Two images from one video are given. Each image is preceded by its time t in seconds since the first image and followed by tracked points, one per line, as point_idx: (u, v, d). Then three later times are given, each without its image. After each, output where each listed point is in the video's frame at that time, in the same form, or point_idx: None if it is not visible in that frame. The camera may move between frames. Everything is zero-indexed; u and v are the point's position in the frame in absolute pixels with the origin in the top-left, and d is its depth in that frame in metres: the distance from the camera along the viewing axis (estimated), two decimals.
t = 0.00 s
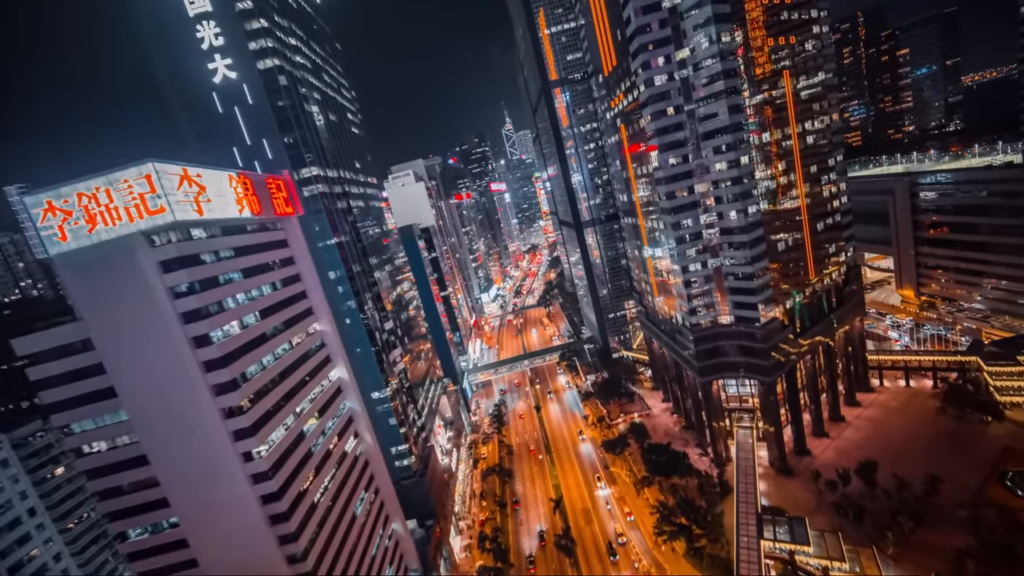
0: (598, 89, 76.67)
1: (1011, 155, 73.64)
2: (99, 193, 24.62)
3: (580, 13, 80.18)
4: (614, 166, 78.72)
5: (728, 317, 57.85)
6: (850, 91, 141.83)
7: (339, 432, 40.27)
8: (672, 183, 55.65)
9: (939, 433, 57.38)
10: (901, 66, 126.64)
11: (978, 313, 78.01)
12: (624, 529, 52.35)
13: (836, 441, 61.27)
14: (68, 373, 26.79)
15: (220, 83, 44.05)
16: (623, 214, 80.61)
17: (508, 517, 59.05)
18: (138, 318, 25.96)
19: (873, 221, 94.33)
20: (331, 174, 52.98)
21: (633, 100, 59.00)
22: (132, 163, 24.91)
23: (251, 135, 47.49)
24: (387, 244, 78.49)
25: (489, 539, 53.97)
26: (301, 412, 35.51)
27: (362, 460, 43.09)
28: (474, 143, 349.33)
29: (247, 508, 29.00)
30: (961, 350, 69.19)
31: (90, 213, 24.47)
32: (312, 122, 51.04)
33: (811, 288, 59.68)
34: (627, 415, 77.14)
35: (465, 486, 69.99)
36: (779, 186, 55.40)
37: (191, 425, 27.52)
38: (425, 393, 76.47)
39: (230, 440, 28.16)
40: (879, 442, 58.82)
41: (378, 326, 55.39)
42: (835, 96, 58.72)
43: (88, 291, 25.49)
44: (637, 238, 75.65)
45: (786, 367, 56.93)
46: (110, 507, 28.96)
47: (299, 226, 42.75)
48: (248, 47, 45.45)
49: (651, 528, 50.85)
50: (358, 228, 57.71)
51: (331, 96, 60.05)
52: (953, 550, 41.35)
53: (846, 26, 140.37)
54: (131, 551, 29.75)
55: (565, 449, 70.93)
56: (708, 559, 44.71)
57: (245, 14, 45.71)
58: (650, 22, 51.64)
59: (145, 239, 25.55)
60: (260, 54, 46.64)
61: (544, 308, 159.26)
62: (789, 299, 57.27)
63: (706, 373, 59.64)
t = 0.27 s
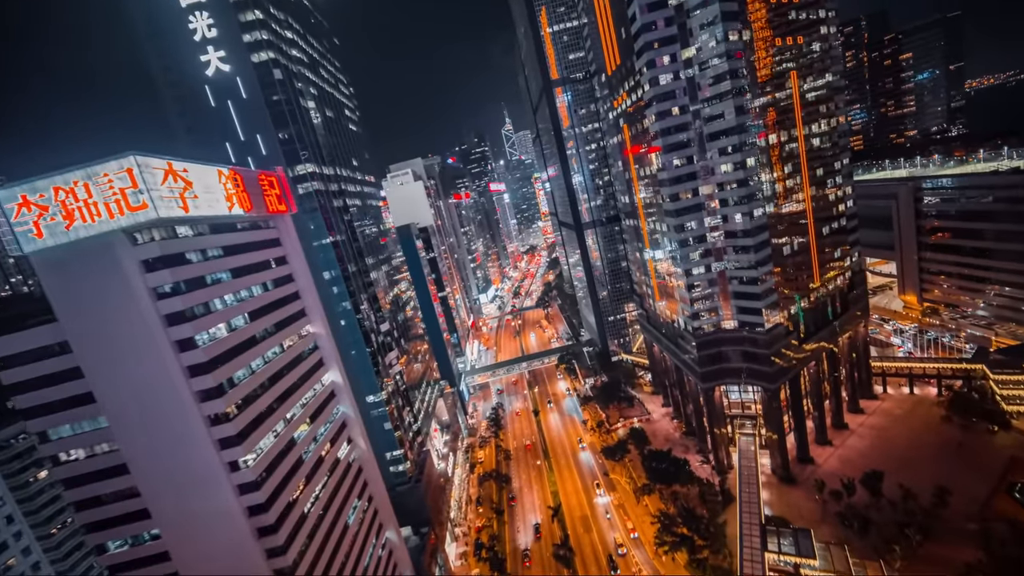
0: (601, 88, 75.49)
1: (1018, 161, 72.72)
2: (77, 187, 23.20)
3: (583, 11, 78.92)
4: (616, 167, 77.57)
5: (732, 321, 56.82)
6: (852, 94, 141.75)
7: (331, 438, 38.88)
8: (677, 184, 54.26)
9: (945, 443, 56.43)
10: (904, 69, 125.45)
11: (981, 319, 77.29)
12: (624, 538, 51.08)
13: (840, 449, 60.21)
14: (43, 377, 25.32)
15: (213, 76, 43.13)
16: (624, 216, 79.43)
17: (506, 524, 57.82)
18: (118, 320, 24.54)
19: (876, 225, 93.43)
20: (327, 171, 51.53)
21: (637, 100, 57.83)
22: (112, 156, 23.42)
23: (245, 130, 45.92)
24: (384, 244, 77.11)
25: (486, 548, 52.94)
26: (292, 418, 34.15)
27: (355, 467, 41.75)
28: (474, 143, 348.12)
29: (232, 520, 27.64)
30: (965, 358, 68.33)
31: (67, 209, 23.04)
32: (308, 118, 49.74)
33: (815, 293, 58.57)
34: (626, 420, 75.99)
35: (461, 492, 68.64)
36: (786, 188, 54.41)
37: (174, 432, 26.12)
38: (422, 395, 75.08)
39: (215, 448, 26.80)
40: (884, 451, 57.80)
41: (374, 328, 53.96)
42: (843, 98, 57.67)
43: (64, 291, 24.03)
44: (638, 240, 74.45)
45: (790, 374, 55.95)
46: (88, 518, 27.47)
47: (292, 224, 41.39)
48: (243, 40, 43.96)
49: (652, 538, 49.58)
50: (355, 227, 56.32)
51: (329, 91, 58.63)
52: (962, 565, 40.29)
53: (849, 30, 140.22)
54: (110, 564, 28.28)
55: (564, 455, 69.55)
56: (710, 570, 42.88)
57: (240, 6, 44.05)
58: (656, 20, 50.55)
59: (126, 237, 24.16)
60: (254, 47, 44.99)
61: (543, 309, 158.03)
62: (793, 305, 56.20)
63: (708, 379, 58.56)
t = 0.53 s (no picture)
0: (604, 88, 74.34)
1: None
2: (54, 180, 21.80)
3: (586, 9, 77.73)
4: (618, 168, 76.39)
5: (737, 326, 55.33)
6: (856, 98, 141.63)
7: (324, 444, 37.51)
8: (682, 186, 52.88)
9: (952, 452, 55.32)
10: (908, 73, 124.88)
11: (986, 326, 76.09)
12: (624, 548, 49.83)
13: (844, 458, 59.14)
14: (17, 381, 23.92)
15: (206, 68, 41.63)
16: (626, 217, 78.28)
17: (503, 532, 56.51)
18: (97, 322, 23.15)
19: (880, 230, 92.51)
20: (324, 168, 50.12)
21: (642, 99, 56.65)
22: (92, 147, 21.99)
23: (239, 125, 44.46)
24: (382, 243, 75.78)
25: (482, 557, 51.54)
26: (283, 424, 32.80)
27: (348, 474, 40.41)
28: (474, 143, 347.00)
29: (218, 532, 26.30)
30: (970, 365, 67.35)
31: (43, 204, 21.66)
32: (305, 114, 48.64)
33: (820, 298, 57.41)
34: (626, 425, 74.79)
35: (457, 497, 67.27)
36: (793, 191, 53.23)
37: (156, 441, 24.75)
38: (418, 398, 73.72)
39: (200, 458, 25.45)
40: (889, 460, 56.69)
41: (370, 330, 52.58)
42: (850, 100, 56.60)
43: (39, 290, 22.62)
44: (640, 242, 73.24)
45: (795, 381, 54.66)
46: (65, 530, 26.06)
47: (287, 223, 40.05)
48: (237, 32, 42.83)
49: (654, 549, 48.33)
50: (352, 226, 55.00)
51: (326, 87, 57.28)
52: None
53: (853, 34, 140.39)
54: None
55: (564, 461, 68.23)
56: None
57: None
58: (662, 17, 49.38)
59: (106, 234, 22.78)
60: (249, 39, 43.86)
61: (541, 311, 156.74)
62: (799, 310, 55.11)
63: (711, 385, 57.44)
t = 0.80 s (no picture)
0: (607, 87, 73.31)
1: None
2: (32, 174, 20.64)
3: (590, 8, 76.64)
4: (621, 169, 75.31)
5: (741, 331, 54.73)
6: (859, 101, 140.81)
7: (318, 450, 36.35)
8: (688, 187, 51.83)
9: (959, 461, 54.36)
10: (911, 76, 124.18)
11: (990, 332, 75.15)
12: (625, 557, 48.73)
13: (849, 465, 58.15)
14: None
15: (200, 62, 40.71)
16: (628, 218, 77.22)
17: (501, 539, 55.40)
18: (78, 323, 21.97)
19: (883, 233, 91.65)
20: (321, 166, 48.84)
21: (646, 99, 55.62)
22: (73, 139, 20.81)
23: (234, 121, 43.25)
24: (380, 242, 74.60)
25: (480, 564, 50.41)
26: (275, 430, 31.63)
27: (343, 480, 39.26)
28: (474, 143, 346.05)
29: (204, 544, 25.12)
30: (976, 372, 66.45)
31: (21, 199, 20.55)
32: (302, 109, 47.15)
33: (826, 301, 56.58)
34: (627, 429, 73.76)
35: (455, 501, 66.08)
36: (799, 193, 52.31)
37: (140, 447, 23.58)
38: (416, 400, 72.53)
39: (185, 466, 24.25)
40: (895, 468, 55.72)
41: (367, 331, 51.37)
42: (858, 101, 55.66)
43: (15, 288, 21.40)
44: (643, 244, 72.11)
45: (799, 387, 53.68)
46: (42, 540, 24.74)
47: (282, 221, 38.90)
48: (232, 24, 41.61)
49: (655, 558, 47.14)
50: (349, 224, 53.82)
51: (325, 82, 56.08)
52: None
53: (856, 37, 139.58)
54: None
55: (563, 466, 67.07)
56: None
57: None
58: (669, 14, 48.24)
59: (88, 231, 21.61)
60: (245, 32, 42.67)
61: (541, 312, 155.57)
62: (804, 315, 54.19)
63: (715, 390, 56.27)
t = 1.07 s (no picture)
0: (611, 87, 72.10)
1: None
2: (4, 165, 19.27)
3: (595, 6, 75.39)
4: (624, 169, 74.09)
5: (747, 337, 53.35)
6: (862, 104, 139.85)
7: (311, 457, 34.96)
8: (694, 188, 50.57)
9: (968, 471, 53.24)
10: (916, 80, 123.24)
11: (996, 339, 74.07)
12: (626, 567, 47.42)
13: (854, 474, 56.95)
14: None
15: (193, 53, 39.65)
16: (631, 220, 75.98)
17: (499, 546, 54.07)
18: (53, 325, 20.60)
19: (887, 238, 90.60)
20: (318, 163, 47.35)
21: (652, 98, 54.39)
22: (48, 129, 19.45)
23: (228, 115, 41.75)
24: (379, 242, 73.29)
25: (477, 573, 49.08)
26: (265, 437, 30.28)
27: (336, 488, 37.90)
28: (474, 143, 344.87)
29: (187, 560, 23.78)
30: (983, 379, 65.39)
31: None
32: (299, 103, 45.72)
33: (833, 307, 55.47)
34: (627, 435, 72.55)
35: (451, 506, 64.72)
36: (808, 197, 50.95)
37: (119, 457, 22.22)
38: (414, 402, 71.20)
39: (168, 477, 22.92)
40: (902, 477, 54.57)
41: (363, 333, 49.91)
42: (868, 103, 54.61)
43: None
44: (646, 246, 70.76)
45: (806, 395, 52.42)
46: (14, 556, 23.25)
47: (275, 219, 37.57)
48: (227, 15, 40.39)
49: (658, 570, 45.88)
50: (347, 223, 52.46)
51: (323, 77, 54.71)
52: None
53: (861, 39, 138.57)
54: None
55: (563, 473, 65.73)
56: None
57: None
58: (677, 11, 47.05)
59: (64, 227, 20.26)
60: (240, 23, 41.26)
61: (540, 313, 154.54)
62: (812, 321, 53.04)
63: (719, 397, 54.98)
